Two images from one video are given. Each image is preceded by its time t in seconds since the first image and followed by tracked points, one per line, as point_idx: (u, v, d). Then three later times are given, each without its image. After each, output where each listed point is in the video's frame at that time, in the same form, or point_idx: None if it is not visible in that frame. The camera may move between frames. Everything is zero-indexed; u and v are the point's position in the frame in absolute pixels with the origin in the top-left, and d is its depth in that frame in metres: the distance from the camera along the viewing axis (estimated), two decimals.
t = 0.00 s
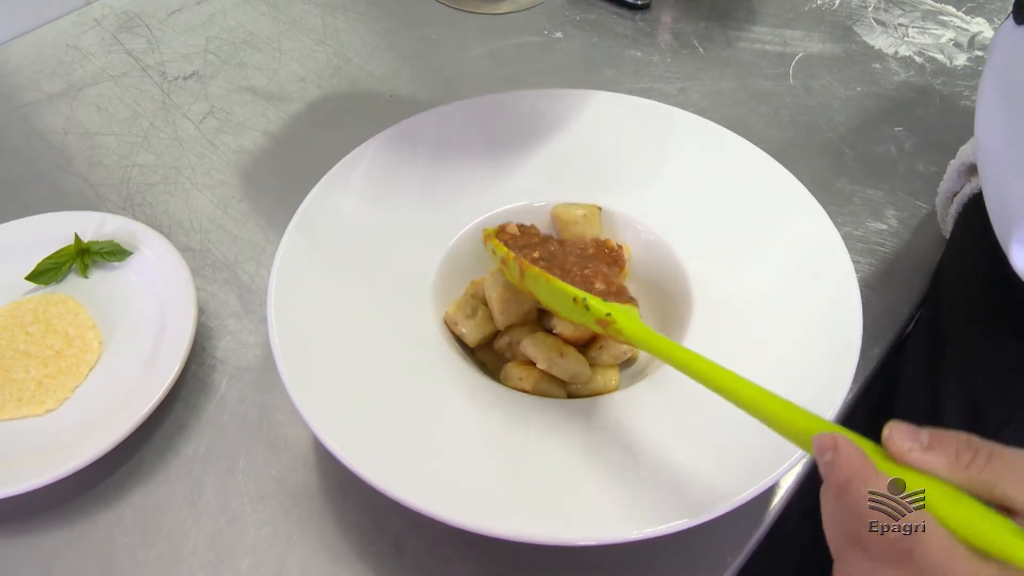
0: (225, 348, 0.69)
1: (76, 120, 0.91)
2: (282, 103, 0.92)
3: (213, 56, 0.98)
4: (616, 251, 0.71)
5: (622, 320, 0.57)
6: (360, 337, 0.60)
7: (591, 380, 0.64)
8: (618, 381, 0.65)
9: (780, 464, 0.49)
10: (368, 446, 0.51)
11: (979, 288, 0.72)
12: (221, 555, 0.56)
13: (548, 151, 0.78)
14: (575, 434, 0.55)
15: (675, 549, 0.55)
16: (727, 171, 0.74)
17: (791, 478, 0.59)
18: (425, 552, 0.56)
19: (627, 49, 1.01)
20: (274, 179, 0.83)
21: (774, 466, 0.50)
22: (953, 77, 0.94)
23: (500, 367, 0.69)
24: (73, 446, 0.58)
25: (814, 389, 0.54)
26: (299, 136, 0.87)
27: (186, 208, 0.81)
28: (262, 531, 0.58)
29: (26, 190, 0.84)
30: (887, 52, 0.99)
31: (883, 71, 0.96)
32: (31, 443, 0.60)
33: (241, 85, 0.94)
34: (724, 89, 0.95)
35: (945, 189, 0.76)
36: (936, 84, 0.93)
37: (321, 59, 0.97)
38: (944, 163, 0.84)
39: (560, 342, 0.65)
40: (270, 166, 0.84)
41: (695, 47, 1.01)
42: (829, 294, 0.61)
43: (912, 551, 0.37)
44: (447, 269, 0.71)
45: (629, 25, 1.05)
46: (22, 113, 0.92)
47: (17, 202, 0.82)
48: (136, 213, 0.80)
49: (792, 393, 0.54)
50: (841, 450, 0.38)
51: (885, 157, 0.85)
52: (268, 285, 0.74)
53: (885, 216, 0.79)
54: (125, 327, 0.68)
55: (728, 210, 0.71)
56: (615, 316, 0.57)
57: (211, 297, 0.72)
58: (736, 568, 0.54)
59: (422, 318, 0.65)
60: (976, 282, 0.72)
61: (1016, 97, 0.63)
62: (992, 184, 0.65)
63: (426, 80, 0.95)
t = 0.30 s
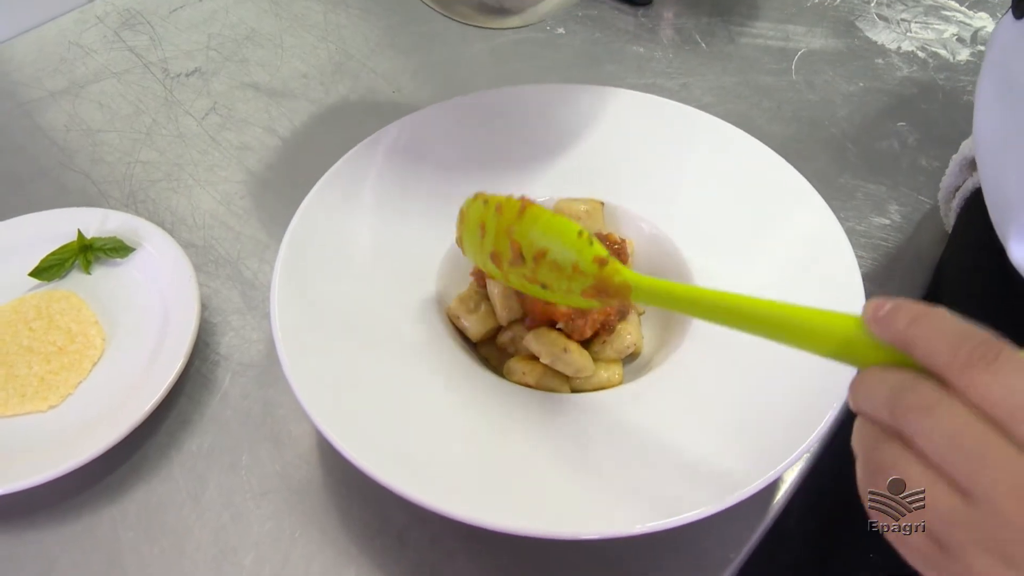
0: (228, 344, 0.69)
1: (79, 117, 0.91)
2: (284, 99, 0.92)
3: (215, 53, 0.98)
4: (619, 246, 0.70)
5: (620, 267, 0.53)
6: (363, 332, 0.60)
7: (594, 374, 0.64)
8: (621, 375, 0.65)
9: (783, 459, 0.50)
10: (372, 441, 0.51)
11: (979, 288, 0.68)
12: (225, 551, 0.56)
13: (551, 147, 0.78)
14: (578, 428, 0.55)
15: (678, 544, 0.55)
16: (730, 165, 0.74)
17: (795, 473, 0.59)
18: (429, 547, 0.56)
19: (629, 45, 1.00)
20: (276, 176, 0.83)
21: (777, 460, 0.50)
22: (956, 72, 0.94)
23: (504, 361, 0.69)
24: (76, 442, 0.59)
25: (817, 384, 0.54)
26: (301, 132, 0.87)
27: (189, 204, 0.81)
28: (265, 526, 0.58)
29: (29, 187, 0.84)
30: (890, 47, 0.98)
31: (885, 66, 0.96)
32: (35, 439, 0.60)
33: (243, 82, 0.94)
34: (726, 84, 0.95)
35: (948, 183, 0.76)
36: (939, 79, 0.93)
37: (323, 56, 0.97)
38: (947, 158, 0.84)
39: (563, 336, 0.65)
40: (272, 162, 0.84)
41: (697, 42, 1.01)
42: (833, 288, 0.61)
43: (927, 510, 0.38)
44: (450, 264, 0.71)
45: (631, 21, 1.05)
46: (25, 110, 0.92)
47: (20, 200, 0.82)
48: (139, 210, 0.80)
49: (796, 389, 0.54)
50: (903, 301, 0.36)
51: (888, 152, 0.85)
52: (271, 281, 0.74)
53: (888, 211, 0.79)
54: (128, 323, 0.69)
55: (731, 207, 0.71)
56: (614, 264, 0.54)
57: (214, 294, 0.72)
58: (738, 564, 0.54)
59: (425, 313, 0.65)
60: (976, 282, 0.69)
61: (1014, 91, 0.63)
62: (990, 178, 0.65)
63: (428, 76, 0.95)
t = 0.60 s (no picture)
0: (227, 341, 0.69)
1: (77, 114, 0.91)
2: (283, 96, 0.91)
3: (213, 49, 0.97)
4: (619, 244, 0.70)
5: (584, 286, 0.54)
6: (362, 330, 0.60)
7: (593, 371, 0.63)
8: (621, 372, 0.65)
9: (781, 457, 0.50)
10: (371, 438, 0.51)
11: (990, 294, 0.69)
12: (224, 549, 0.56)
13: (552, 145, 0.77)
14: (578, 425, 0.55)
15: (679, 540, 0.55)
16: (730, 161, 0.74)
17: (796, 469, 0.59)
18: (428, 544, 0.56)
19: (629, 41, 1.00)
20: (276, 172, 0.83)
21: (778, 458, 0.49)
22: (957, 67, 0.94)
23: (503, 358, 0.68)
24: (76, 441, 0.58)
25: (817, 380, 0.54)
26: (298, 129, 0.87)
27: (188, 201, 0.80)
28: (265, 524, 0.57)
29: (28, 184, 0.83)
30: (890, 42, 0.98)
31: (886, 62, 0.96)
32: (34, 438, 0.59)
33: (242, 78, 0.94)
34: (726, 80, 0.94)
35: (948, 179, 0.76)
36: (940, 73, 0.93)
37: (322, 52, 0.97)
38: (948, 153, 0.83)
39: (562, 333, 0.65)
40: (271, 159, 0.84)
41: (698, 38, 1.01)
42: (834, 284, 0.61)
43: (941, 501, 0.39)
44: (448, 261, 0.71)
45: (631, 17, 1.04)
46: (24, 107, 0.92)
47: (19, 198, 0.82)
48: (138, 207, 0.80)
49: (793, 389, 0.54)
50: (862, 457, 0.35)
51: (889, 147, 0.85)
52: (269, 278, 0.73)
53: (888, 207, 0.79)
54: (127, 321, 0.68)
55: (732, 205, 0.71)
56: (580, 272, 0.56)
57: (213, 291, 0.72)
58: (738, 561, 0.54)
59: (424, 311, 0.65)
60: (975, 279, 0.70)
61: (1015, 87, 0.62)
62: (984, 173, 0.65)
63: (427, 73, 0.94)
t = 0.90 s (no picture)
0: (225, 342, 0.69)
1: (75, 114, 0.91)
2: (282, 95, 0.91)
3: (212, 48, 0.97)
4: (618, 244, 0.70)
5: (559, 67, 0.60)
6: (361, 331, 0.60)
7: (593, 372, 0.63)
8: (621, 373, 0.64)
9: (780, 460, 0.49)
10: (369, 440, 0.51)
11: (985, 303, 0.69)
12: (222, 550, 0.56)
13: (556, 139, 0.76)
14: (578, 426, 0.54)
15: (680, 541, 0.55)
16: (731, 160, 0.73)
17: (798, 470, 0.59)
18: (428, 544, 0.56)
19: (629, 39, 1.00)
20: (274, 172, 0.82)
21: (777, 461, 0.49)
22: (958, 66, 0.93)
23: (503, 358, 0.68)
24: (73, 442, 0.58)
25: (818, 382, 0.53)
26: (297, 128, 0.87)
27: (186, 201, 0.80)
28: (263, 525, 0.57)
29: (27, 184, 0.83)
30: (891, 41, 0.97)
31: (887, 61, 0.95)
32: (32, 439, 0.59)
33: (241, 78, 0.93)
34: (726, 79, 0.94)
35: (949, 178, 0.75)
36: (941, 72, 0.92)
37: (321, 51, 0.97)
38: (949, 152, 0.83)
39: (562, 334, 0.64)
40: (270, 159, 0.84)
41: (698, 37, 1.00)
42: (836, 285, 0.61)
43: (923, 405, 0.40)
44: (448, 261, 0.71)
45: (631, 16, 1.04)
46: (22, 107, 0.92)
47: (18, 199, 0.82)
48: (136, 208, 0.80)
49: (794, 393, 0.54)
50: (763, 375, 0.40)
51: (890, 146, 0.84)
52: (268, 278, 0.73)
53: (889, 206, 0.79)
54: (125, 321, 0.68)
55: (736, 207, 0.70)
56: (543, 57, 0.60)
57: (211, 291, 0.72)
58: (739, 563, 0.54)
59: (423, 312, 0.65)
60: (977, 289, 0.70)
61: (1013, 87, 0.62)
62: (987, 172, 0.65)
63: (426, 72, 0.94)
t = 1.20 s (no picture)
0: (224, 341, 0.68)
1: (74, 111, 0.90)
2: (281, 92, 0.90)
3: (211, 44, 0.96)
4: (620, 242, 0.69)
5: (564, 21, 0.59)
6: (361, 331, 0.59)
7: (595, 371, 0.63)
8: (623, 373, 0.63)
9: (782, 463, 0.49)
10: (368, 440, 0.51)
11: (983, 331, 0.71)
12: (222, 551, 0.56)
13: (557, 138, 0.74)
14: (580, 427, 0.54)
15: (683, 540, 0.54)
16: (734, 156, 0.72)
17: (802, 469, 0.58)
18: (428, 545, 0.55)
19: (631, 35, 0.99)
20: (273, 170, 0.82)
21: (779, 463, 0.49)
22: (962, 61, 0.92)
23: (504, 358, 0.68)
24: (71, 442, 0.58)
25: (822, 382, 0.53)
26: (296, 126, 0.86)
27: (185, 199, 0.80)
28: (263, 525, 0.57)
29: (25, 184, 0.83)
30: (894, 36, 0.96)
31: (890, 56, 0.94)
32: (30, 439, 0.59)
33: (240, 74, 0.93)
34: (728, 75, 0.93)
35: (954, 173, 0.75)
36: (945, 69, 0.92)
37: (320, 47, 0.96)
38: (953, 149, 0.83)
39: (563, 334, 0.64)
40: (269, 157, 0.83)
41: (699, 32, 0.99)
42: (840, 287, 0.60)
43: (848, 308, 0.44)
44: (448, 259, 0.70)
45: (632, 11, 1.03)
46: (21, 105, 0.92)
47: (17, 198, 0.82)
48: (135, 206, 0.80)
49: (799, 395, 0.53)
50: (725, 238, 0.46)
51: (894, 143, 0.84)
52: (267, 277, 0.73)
53: (892, 204, 0.78)
54: (123, 321, 0.68)
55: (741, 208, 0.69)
56: (561, 20, 0.59)
57: (210, 290, 0.72)
58: (741, 564, 0.54)
59: (424, 312, 0.64)
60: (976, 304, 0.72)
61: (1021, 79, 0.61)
62: (990, 164, 0.65)
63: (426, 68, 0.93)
